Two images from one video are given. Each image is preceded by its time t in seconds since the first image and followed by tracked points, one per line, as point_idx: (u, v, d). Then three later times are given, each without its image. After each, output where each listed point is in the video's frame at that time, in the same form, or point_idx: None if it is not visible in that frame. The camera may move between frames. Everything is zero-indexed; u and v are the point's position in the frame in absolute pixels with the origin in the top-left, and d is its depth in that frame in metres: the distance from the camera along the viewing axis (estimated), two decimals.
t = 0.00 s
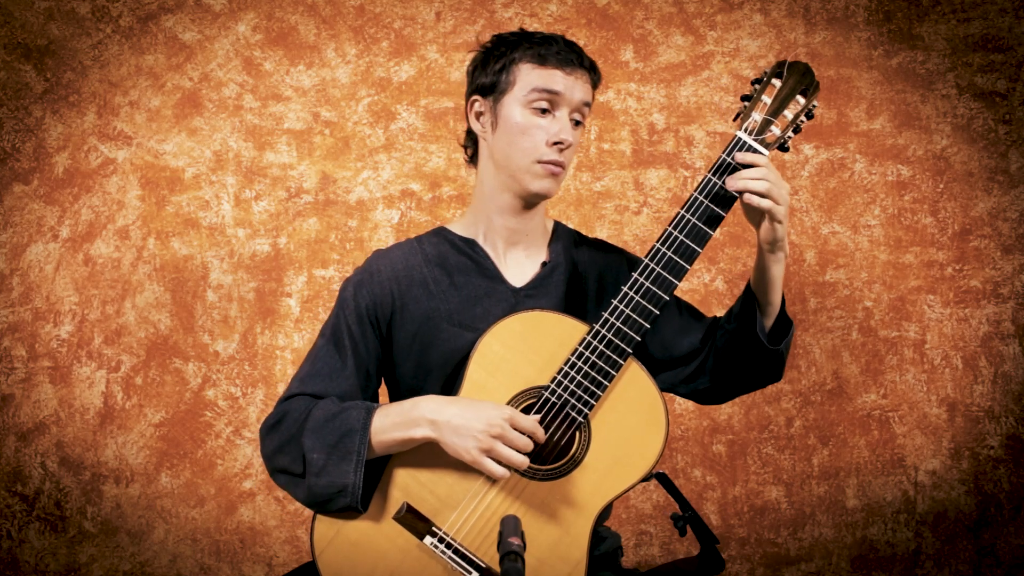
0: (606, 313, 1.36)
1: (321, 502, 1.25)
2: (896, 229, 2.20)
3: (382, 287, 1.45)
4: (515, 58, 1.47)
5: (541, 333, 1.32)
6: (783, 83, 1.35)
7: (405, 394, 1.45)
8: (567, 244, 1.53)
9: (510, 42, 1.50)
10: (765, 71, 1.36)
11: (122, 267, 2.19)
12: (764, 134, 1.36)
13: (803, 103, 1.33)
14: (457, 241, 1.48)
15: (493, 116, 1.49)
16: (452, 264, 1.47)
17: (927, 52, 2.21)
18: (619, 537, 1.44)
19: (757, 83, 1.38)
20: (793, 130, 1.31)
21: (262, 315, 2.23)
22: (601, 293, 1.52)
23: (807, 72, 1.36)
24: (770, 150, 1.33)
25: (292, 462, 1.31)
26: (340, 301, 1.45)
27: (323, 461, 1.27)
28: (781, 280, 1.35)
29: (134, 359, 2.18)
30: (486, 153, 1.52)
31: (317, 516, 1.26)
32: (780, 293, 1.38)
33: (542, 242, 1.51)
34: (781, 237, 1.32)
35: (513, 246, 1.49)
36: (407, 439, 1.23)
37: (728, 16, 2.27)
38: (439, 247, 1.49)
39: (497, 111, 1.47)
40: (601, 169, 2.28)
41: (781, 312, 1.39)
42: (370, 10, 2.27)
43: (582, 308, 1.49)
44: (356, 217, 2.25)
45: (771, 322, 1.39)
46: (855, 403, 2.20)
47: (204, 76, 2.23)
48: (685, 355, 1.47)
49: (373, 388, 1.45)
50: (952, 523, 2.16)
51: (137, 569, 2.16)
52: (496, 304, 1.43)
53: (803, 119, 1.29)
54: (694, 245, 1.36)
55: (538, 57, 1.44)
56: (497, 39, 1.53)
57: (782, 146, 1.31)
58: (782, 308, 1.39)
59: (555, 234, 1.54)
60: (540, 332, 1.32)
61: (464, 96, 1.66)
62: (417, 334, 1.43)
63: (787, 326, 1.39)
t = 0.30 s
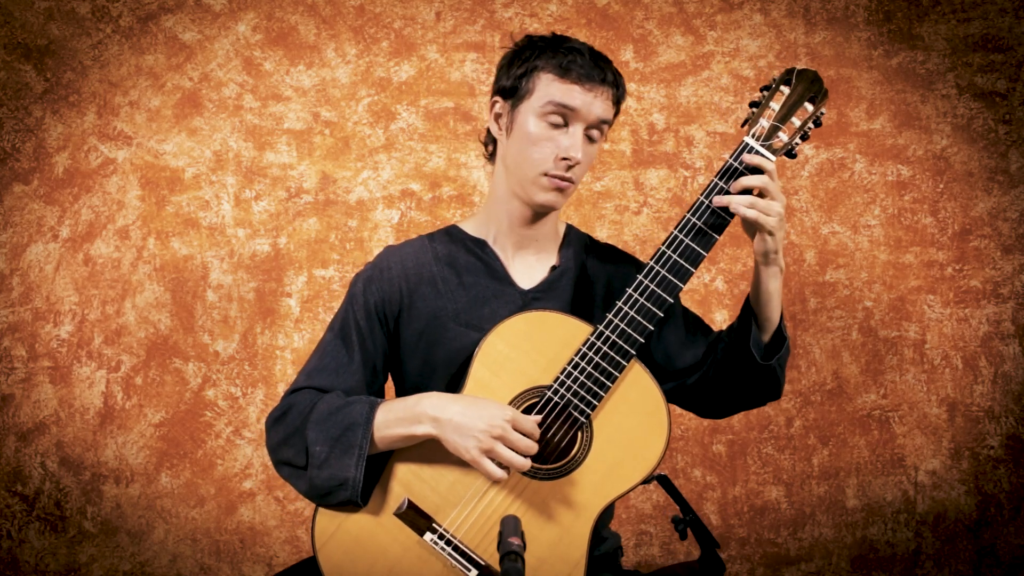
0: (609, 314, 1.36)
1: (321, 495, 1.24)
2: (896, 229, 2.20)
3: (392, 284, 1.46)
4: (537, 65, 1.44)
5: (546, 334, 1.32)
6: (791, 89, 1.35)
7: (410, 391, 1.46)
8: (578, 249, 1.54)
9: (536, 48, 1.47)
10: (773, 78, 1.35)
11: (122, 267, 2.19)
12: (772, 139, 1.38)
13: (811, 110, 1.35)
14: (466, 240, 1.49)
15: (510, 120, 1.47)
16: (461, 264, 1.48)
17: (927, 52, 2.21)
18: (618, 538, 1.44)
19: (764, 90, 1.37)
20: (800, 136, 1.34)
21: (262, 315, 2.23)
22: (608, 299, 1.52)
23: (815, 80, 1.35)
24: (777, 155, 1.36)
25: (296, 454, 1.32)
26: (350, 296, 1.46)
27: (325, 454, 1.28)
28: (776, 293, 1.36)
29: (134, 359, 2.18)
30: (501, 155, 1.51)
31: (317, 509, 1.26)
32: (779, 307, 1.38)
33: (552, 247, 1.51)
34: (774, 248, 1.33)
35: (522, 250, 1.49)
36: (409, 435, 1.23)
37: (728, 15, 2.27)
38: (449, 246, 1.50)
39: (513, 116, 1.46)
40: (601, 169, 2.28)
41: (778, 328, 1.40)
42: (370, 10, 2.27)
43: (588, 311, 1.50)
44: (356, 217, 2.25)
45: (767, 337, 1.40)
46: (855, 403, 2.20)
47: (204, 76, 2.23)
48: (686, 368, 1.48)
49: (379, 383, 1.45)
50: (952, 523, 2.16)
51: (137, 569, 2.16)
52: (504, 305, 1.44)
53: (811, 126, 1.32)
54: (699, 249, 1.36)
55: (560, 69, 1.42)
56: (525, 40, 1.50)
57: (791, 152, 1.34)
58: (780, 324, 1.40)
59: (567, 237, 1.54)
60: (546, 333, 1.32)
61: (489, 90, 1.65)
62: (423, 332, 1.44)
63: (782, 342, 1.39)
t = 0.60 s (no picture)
0: (613, 314, 1.36)
1: (324, 491, 1.24)
2: (896, 229, 2.20)
3: (398, 283, 1.46)
4: (546, 71, 1.44)
5: (551, 334, 1.32)
6: (796, 93, 1.38)
7: (413, 389, 1.47)
8: (584, 252, 1.54)
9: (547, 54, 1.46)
10: (779, 81, 1.38)
11: (122, 267, 2.19)
12: (776, 143, 1.38)
13: (815, 114, 1.35)
14: (472, 242, 1.49)
15: (518, 125, 1.48)
16: (467, 265, 1.48)
17: (927, 52, 2.21)
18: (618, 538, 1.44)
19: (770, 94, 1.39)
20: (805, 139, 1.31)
21: (262, 315, 2.23)
22: (613, 301, 1.53)
23: (820, 85, 1.39)
24: (782, 158, 1.34)
25: (299, 451, 1.31)
26: (356, 293, 1.45)
27: (328, 451, 1.27)
28: (783, 296, 1.35)
29: (134, 358, 2.18)
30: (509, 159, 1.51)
31: (320, 505, 1.25)
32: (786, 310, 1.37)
33: (557, 250, 1.51)
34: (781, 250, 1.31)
35: (526, 254, 1.49)
36: (412, 433, 1.23)
37: (728, 15, 2.27)
38: (456, 247, 1.50)
39: (521, 121, 1.46)
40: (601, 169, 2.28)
41: (786, 330, 1.38)
42: (370, 10, 2.27)
43: (592, 312, 1.51)
44: (356, 217, 2.25)
45: (776, 340, 1.38)
46: (855, 403, 2.20)
47: (204, 76, 2.23)
48: (692, 368, 1.48)
49: (383, 381, 1.46)
50: (952, 523, 2.16)
51: (137, 569, 2.17)
52: (508, 306, 1.44)
53: (816, 129, 1.30)
54: (703, 250, 1.36)
55: (566, 77, 1.41)
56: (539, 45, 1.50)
57: (794, 155, 1.31)
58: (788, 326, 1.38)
59: (573, 239, 1.54)
60: (551, 334, 1.32)
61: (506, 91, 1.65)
62: (427, 331, 1.44)
63: (791, 344, 1.37)
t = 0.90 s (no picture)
0: (616, 315, 1.37)
1: (325, 491, 1.24)
2: (896, 229, 2.20)
3: (402, 283, 1.46)
4: (551, 72, 1.44)
5: (554, 334, 1.33)
6: (800, 94, 1.37)
7: (416, 390, 1.47)
8: (588, 255, 1.54)
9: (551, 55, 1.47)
10: (782, 83, 1.38)
11: (122, 267, 2.19)
12: (780, 144, 1.37)
13: (819, 115, 1.35)
14: (477, 244, 1.49)
15: (523, 127, 1.48)
16: (471, 266, 1.48)
17: (927, 52, 2.21)
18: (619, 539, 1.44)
19: (773, 96, 1.40)
20: (808, 141, 1.34)
21: (262, 315, 2.23)
22: (617, 304, 1.52)
23: (824, 86, 1.39)
24: (784, 159, 1.36)
25: (301, 450, 1.31)
26: (360, 293, 1.45)
27: (329, 450, 1.27)
28: (786, 301, 1.36)
29: (134, 359, 2.18)
30: (515, 161, 1.52)
31: (322, 505, 1.25)
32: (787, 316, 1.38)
33: (563, 254, 1.52)
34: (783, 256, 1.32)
35: (532, 257, 1.50)
36: (413, 432, 1.23)
37: (728, 16, 2.27)
38: (460, 248, 1.50)
39: (526, 123, 1.47)
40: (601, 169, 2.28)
41: (789, 334, 1.39)
42: (370, 9, 2.27)
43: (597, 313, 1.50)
44: (356, 217, 2.25)
45: (779, 344, 1.39)
46: (855, 403, 2.20)
47: (204, 76, 2.23)
48: (696, 372, 1.48)
49: (385, 381, 1.46)
50: (952, 523, 2.16)
51: (137, 569, 2.16)
52: (512, 308, 1.44)
53: (819, 131, 1.32)
54: (706, 251, 1.36)
55: (570, 76, 1.41)
56: (543, 47, 1.51)
57: (798, 156, 1.33)
58: (791, 330, 1.39)
59: (577, 242, 1.55)
60: (553, 334, 1.33)
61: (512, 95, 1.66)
62: (431, 332, 1.44)
63: (795, 349, 1.38)
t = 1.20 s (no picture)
0: (616, 315, 1.37)
1: (325, 491, 1.24)
2: (896, 229, 2.20)
3: (401, 282, 1.46)
4: (540, 64, 1.45)
5: (554, 333, 1.33)
6: (801, 92, 1.37)
7: (415, 389, 1.47)
8: (587, 253, 1.54)
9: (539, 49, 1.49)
10: (783, 81, 1.38)
11: (122, 267, 2.19)
12: (781, 143, 1.38)
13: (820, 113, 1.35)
14: (476, 242, 1.49)
15: (516, 121, 1.49)
16: (471, 265, 1.48)
17: (927, 52, 2.21)
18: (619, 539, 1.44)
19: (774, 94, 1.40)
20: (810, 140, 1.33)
21: (262, 315, 2.23)
22: (616, 304, 1.52)
23: (825, 84, 1.38)
24: (785, 158, 1.36)
25: (301, 450, 1.31)
26: (359, 293, 1.45)
27: (330, 450, 1.27)
28: (777, 304, 1.37)
29: (134, 359, 2.18)
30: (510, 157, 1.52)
31: (321, 505, 1.25)
32: (781, 315, 1.39)
33: (561, 251, 1.52)
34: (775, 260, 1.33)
35: (531, 253, 1.50)
36: (414, 433, 1.23)
37: (728, 16, 2.27)
38: (459, 247, 1.50)
39: (519, 117, 1.47)
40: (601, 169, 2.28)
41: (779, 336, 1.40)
42: (370, 10, 2.27)
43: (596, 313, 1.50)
44: (356, 217, 2.25)
45: (768, 344, 1.40)
46: (855, 403, 2.20)
47: (204, 76, 2.23)
48: (693, 369, 1.48)
49: (385, 381, 1.45)
50: (952, 523, 2.16)
51: (137, 569, 2.16)
52: (511, 307, 1.44)
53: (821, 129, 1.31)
54: (706, 251, 1.36)
55: (560, 66, 1.43)
56: (530, 44, 1.52)
57: (799, 156, 1.33)
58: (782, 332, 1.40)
59: (576, 240, 1.55)
60: (554, 334, 1.33)
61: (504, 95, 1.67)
62: (430, 331, 1.44)
63: (783, 349, 1.38)
